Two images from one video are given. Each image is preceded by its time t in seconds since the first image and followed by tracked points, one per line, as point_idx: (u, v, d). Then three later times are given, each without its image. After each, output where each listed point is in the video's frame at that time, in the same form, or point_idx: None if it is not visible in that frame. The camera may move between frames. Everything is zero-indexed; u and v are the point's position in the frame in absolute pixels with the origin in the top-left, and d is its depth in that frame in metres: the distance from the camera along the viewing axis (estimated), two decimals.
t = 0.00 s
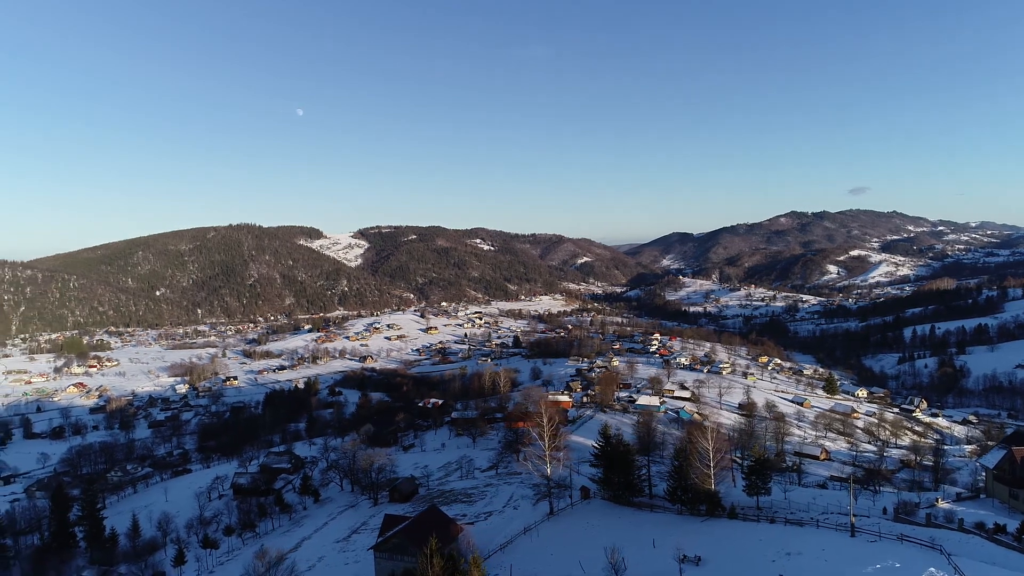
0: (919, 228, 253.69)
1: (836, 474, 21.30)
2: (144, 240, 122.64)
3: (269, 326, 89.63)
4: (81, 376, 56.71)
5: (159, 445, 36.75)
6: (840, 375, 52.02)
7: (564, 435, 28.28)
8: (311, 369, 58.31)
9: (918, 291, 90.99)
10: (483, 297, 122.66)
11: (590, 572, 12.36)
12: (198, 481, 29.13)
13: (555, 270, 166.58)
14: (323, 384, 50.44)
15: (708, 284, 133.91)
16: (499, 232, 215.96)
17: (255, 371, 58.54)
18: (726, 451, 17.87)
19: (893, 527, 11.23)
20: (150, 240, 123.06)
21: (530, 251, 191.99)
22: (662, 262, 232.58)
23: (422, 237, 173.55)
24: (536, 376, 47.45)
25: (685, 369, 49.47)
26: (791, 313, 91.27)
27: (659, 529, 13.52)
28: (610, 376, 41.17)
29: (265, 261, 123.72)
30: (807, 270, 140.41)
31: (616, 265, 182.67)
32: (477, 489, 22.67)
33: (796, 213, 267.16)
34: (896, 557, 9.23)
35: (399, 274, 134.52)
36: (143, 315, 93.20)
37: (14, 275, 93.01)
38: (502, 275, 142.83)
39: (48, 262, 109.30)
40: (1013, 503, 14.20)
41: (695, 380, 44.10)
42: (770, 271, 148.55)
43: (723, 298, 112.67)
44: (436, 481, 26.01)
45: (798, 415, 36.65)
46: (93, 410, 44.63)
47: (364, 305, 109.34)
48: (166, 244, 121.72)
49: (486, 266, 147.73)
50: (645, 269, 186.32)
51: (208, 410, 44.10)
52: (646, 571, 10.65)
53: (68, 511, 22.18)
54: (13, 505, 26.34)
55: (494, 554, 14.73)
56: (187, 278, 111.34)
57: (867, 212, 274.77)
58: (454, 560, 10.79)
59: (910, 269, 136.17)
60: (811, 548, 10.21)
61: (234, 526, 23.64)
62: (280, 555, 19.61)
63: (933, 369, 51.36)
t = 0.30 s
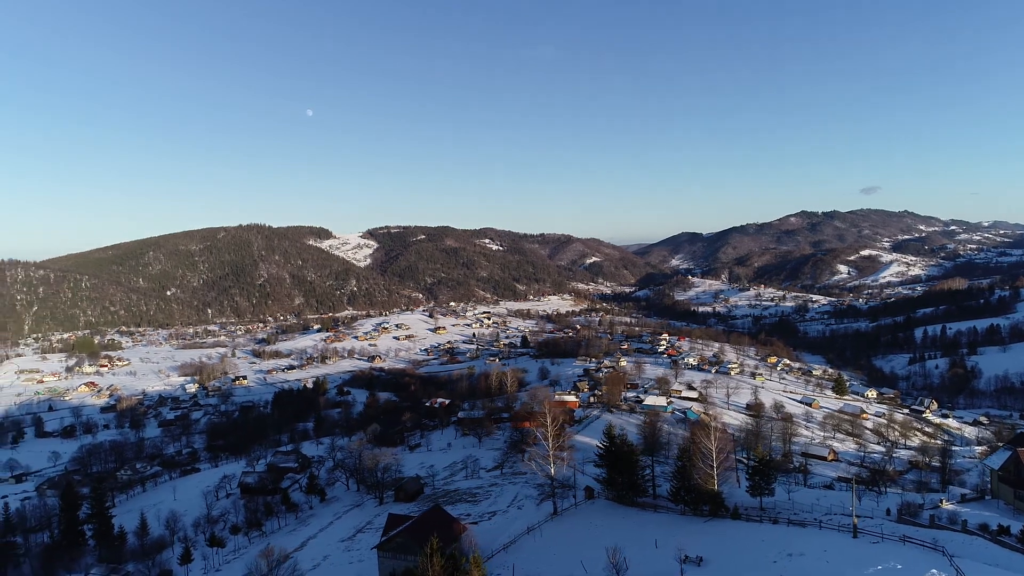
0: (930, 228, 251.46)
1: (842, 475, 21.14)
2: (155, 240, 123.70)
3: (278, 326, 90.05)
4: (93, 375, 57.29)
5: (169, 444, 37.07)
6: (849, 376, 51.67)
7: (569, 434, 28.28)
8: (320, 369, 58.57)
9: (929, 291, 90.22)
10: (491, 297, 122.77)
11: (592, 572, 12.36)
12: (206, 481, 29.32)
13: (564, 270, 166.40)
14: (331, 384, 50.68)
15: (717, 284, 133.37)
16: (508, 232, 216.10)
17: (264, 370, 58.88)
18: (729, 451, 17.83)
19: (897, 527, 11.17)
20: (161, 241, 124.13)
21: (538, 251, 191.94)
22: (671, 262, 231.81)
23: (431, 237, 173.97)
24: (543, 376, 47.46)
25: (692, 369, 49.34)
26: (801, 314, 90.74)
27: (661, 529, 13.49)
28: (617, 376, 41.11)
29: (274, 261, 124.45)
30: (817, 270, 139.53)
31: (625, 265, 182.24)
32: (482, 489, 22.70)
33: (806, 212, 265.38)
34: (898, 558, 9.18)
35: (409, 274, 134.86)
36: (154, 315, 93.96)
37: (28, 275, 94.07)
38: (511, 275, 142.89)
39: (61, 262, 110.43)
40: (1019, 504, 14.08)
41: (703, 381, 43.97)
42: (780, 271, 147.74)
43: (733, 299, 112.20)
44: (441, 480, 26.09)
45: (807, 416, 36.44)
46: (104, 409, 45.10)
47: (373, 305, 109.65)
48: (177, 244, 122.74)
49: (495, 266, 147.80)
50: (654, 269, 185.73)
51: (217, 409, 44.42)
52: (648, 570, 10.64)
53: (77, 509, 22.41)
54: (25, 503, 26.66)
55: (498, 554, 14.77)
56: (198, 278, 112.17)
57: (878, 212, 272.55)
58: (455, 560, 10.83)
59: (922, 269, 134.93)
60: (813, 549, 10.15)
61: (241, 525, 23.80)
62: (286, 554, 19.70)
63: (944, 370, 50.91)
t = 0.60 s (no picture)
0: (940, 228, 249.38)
1: (845, 476, 21.06)
2: (164, 240, 124.47)
3: (285, 326, 90.30)
4: (103, 374, 57.69)
5: (176, 443, 37.27)
6: (857, 376, 51.40)
7: (573, 434, 28.26)
8: (327, 368, 58.78)
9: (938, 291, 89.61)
10: (498, 297, 122.79)
11: (592, 572, 12.36)
12: (212, 480, 29.49)
13: (571, 270, 166.13)
14: (338, 384, 50.83)
15: (724, 284, 132.89)
16: (515, 232, 216.13)
17: (272, 370, 59.15)
18: (730, 450, 17.81)
19: (897, 528, 11.12)
20: (170, 241, 124.91)
21: (545, 251, 191.83)
22: (679, 262, 231.13)
23: (438, 237, 174.21)
24: (549, 376, 47.40)
25: (698, 369, 49.21)
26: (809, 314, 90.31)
27: (662, 529, 13.47)
28: (623, 376, 41.05)
29: (282, 261, 124.97)
30: (826, 270, 138.77)
31: (632, 265, 181.82)
32: (484, 488, 22.71)
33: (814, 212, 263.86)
34: (898, 560, 9.13)
35: (416, 274, 135.02)
36: (163, 315, 94.52)
37: (39, 275, 94.76)
38: (518, 275, 142.89)
39: (70, 262, 111.25)
40: (1023, 506, 13.97)
41: (709, 381, 43.86)
42: (788, 271, 147.05)
43: (740, 299, 111.79)
44: (445, 480, 26.17)
45: (813, 416, 36.24)
46: (112, 408, 45.42)
47: (380, 305, 109.83)
48: (186, 244, 123.45)
49: (502, 266, 147.85)
50: (662, 269, 185.22)
51: (224, 409, 44.62)
52: (648, 570, 10.62)
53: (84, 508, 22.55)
54: (32, 502, 26.91)
55: (499, 554, 14.76)
56: (206, 278, 112.77)
57: (887, 212, 270.67)
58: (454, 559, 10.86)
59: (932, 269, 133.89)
60: (813, 550, 10.11)
61: (246, 524, 23.91)
62: (289, 554, 19.75)
63: (953, 370, 50.55)
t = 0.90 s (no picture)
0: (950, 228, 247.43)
1: (849, 476, 20.95)
2: (173, 240, 125.30)
3: (293, 326, 90.67)
4: (112, 374, 58.14)
5: (184, 442, 37.51)
6: (865, 376, 51.15)
7: (576, 434, 28.26)
8: (334, 368, 59.01)
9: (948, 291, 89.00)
10: (506, 297, 122.87)
11: (593, 571, 12.36)
12: (218, 479, 29.65)
13: (578, 270, 165.96)
14: (345, 383, 51.00)
15: (732, 284, 132.41)
16: (522, 232, 216.18)
17: (280, 370, 59.47)
18: (732, 450, 17.77)
19: (899, 530, 11.03)
20: (179, 241, 125.76)
21: (553, 251, 191.78)
22: (689, 262, 230.49)
23: (445, 237, 174.54)
24: (556, 376, 47.37)
25: (705, 369, 49.06)
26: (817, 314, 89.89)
27: (663, 530, 13.43)
28: (629, 376, 40.99)
29: (290, 261, 125.57)
30: (835, 270, 138.00)
31: (639, 265, 181.48)
32: (488, 488, 22.70)
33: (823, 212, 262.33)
34: (899, 560, 9.08)
35: (423, 274, 135.35)
36: (172, 315, 95.17)
37: (50, 275, 95.60)
38: (525, 275, 142.96)
39: (81, 262, 112.17)
40: None
41: (715, 381, 43.78)
42: (797, 271, 146.39)
43: (748, 299, 111.43)
44: (449, 479, 26.23)
45: (820, 417, 36.05)
46: (121, 408, 45.74)
47: (387, 305, 110.09)
48: (194, 244, 124.23)
49: (509, 266, 147.93)
50: (669, 269, 184.71)
51: (232, 408, 44.86)
52: (648, 570, 10.60)
53: (91, 507, 22.69)
54: (41, 500, 27.16)
55: (501, 554, 14.77)
56: (215, 278, 113.49)
57: (896, 211, 268.78)
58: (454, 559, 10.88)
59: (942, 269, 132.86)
60: (814, 550, 10.06)
61: (251, 524, 24.03)
62: (293, 553, 19.82)
63: (962, 371, 50.15)
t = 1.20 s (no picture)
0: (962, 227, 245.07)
1: (855, 477, 20.77)
2: (183, 241, 126.25)
3: (302, 326, 91.01)
4: (122, 373, 58.64)
5: (193, 441, 37.79)
6: (874, 377, 50.77)
7: (581, 434, 28.21)
8: (342, 368, 59.26)
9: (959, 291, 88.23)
10: (514, 297, 122.95)
11: (594, 572, 12.35)
12: (225, 478, 29.84)
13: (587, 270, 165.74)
14: (353, 383, 51.20)
15: (741, 284, 131.83)
16: (531, 232, 216.25)
17: (288, 369, 59.80)
18: (735, 451, 17.70)
19: (901, 531, 10.95)
20: (189, 241, 126.70)
21: (561, 251, 191.71)
22: (698, 262, 229.73)
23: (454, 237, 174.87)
24: (563, 376, 47.29)
25: (713, 369, 48.86)
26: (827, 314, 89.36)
27: (665, 530, 13.40)
28: (635, 377, 40.90)
29: (299, 261, 126.18)
30: (844, 270, 137.09)
31: (648, 265, 181.03)
32: (492, 488, 22.72)
33: (832, 211, 260.54)
34: (901, 562, 9.00)
35: (432, 274, 135.54)
36: (182, 315, 95.85)
37: (62, 275, 96.55)
38: (533, 275, 142.97)
39: (92, 263, 113.25)
40: None
41: (722, 382, 43.59)
42: (806, 271, 145.58)
43: (757, 299, 110.91)
44: (453, 479, 26.27)
45: (828, 418, 35.79)
46: (131, 407, 46.14)
47: (395, 304, 110.38)
48: (204, 244, 125.10)
49: (517, 266, 147.97)
50: (678, 269, 184.10)
51: (241, 408, 45.14)
52: (649, 570, 10.57)
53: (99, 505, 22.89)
54: (50, 498, 27.42)
55: (504, 554, 14.79)
56: (224, 278, 114.24)
57: (907, 211, 266.63)
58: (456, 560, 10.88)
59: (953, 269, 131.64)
60: (815, 552, 10.00)
61: (257, 523, 24.15)
62: (298, 552, 19.89)
63: (973, 371, 49.66)
